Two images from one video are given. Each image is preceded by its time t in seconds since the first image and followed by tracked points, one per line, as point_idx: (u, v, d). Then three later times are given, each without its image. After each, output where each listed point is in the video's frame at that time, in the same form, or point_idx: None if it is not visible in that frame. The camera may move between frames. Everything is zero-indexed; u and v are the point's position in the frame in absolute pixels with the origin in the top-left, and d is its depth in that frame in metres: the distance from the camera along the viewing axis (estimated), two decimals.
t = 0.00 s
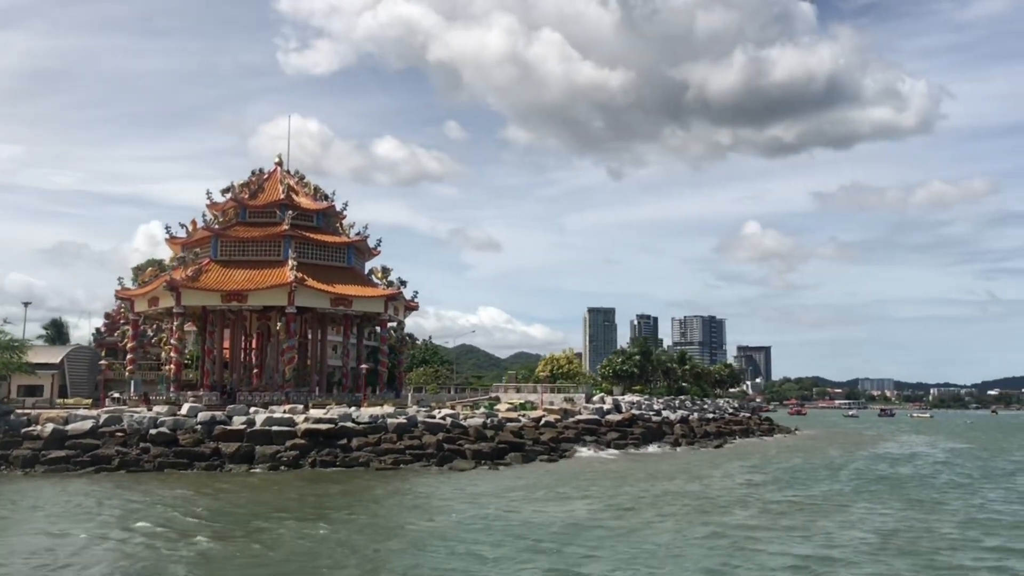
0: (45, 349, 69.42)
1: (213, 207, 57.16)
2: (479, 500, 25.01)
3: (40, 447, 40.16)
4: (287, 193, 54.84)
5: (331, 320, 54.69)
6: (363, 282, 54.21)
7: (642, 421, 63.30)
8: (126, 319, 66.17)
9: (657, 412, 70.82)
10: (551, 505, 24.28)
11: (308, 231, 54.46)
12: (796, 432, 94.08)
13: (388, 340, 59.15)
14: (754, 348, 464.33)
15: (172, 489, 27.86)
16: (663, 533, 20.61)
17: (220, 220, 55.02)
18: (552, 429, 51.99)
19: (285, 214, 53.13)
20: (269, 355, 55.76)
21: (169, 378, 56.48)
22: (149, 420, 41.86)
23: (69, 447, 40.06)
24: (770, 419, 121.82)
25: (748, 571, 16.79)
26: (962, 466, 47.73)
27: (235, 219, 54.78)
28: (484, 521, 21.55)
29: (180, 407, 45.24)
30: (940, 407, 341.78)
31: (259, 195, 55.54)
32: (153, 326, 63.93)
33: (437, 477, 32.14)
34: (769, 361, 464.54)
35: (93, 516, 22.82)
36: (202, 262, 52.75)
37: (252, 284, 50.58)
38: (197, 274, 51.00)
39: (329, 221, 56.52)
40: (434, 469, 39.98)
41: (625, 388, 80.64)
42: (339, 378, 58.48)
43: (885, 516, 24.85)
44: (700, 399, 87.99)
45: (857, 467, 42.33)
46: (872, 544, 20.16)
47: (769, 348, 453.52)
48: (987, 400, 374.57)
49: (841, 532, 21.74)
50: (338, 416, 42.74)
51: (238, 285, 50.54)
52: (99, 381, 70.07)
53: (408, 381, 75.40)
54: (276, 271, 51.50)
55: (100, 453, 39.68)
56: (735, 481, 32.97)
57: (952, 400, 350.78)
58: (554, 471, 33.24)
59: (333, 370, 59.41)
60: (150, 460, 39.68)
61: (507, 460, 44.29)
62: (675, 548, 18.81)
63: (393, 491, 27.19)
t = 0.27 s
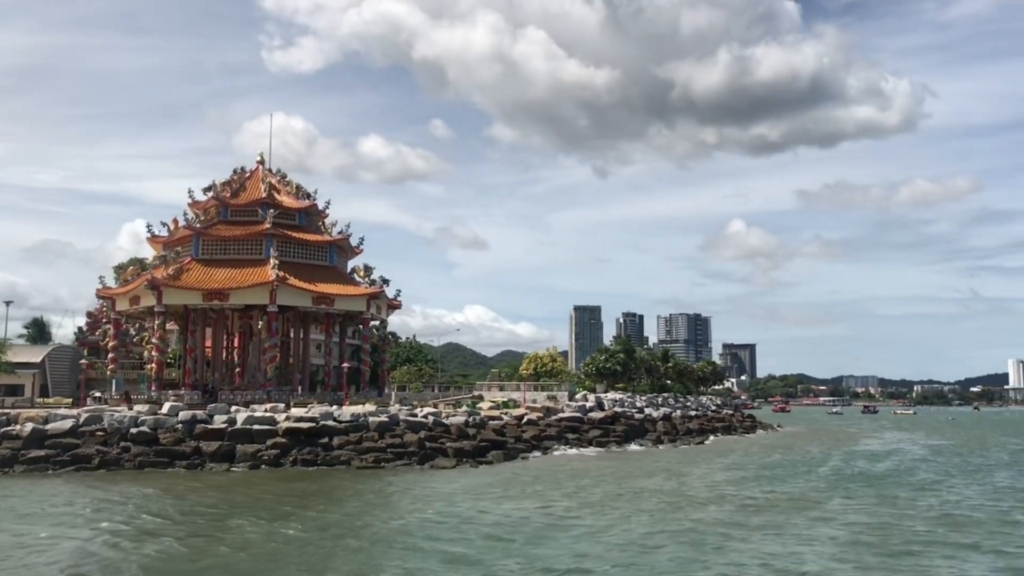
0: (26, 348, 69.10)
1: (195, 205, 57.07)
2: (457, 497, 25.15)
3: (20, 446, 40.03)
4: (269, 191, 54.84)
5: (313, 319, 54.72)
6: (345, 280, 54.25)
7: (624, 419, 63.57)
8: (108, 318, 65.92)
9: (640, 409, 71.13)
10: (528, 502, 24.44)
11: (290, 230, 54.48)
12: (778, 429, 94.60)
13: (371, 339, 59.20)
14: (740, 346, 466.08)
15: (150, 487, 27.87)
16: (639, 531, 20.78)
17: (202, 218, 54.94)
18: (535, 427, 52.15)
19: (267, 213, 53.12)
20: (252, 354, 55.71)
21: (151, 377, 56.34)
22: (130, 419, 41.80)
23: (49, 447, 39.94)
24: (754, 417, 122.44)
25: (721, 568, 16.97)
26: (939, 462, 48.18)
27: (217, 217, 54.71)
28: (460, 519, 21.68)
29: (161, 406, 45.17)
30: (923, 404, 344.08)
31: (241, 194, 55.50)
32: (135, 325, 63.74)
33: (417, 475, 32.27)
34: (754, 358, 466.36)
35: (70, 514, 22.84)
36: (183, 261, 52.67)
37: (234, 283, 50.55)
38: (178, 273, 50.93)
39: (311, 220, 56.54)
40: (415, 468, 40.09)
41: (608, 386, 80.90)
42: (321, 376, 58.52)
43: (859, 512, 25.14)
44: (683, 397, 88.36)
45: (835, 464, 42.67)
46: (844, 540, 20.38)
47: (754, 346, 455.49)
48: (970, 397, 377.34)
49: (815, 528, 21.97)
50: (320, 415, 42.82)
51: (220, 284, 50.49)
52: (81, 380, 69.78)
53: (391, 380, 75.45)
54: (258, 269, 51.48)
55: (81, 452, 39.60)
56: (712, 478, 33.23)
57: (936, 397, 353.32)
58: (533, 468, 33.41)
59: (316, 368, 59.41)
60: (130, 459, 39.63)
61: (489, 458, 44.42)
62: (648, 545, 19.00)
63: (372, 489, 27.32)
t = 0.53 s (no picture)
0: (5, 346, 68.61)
1: (175, 202, 56.84)
2: (435, 493, 25.21)
3: None
4: (249, 188, 54.69)
5: (294, 315, 54.65)
6: (326, 277, 54.19)
7: (606, 414, 63.80)
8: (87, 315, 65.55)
9: (621, 405, 71.39)
10: (505, 498, 24.53)
11: (271, 227, 54.38)
12: (759, 424, 95.12)
13: (352, 335, 59.16)
14: (724, 341, 467.73)
15: (127, 485, 27.76)
16: (614, 526, 20.88)
17: (182, 216, 54.72)
18: (516, 423, 52.23)
19: (247, 210, 52.99)
20: (232, 351, 55.55)
21: (131, 375, 56.06)
22: (109, 417, 41.63)
23: (27, 445, 39.71)
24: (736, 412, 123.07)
25: (692, 562, 17.07)
26: (917, 456, 48.60)
27: (196, 215, 54.52)
28: (435, 515, 21.76)
29: (141, 404, 45.00)
30: (905, 398, 346.48)
31: (221, 191, 55.34)
32: (115, 323, 63.39)
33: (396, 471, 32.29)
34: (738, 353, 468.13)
35: (44, 513, 22.73)
36: (163, 258, 52.49)
37: (214, 280, 50.40)
38: (158, 271, 50.74)
39: (291, 217, 56.47)
40: (396, 464, 40.11)
41: (590, 382, 81.12)
42: (302, 373, 58.45)
43: (833, 507, 25.33)
44: (664, 392, 88.77)
45: (812, 458, 43.02)
46: (818, 534, 20.53)
47: (738, 341, 457.16)
48: (951, 391, 380.21)
49: (788, 523, 22.13)
50: (300, 412, 42.83)
51: (199, 281, 50.35)
52: (61, 378, 69.34)
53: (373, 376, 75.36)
54: (238, 267, 51.36)
55: (59, 450, 39.41)
56: (690, 473, 33.43)
57: (918, 392, 356.28)
58: (512, 463, 33.52)
59: (297, 366, 59.33)
60: (109, 457, 39.47)
61: (470, 454, 44.46)
62: (622, 540, 19.12)
63: (349, 485, 27.31)
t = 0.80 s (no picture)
0: None
1: (154, 197, 56.63)
2: (412, 486, 25.25)
3: None
4: (229, 182, 54.54)
5: (275, 310, 54.54)
6: (306, 272, 54.11)
7: (588, 407, 64.01)
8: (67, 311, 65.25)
9: (604, 398, 71.63)
10: (481, 491, 24.60)
11: (250, 221, 54.26)
12: (742, 416, 95.58)
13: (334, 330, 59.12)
14: (708, 334, 469.31)
15: (103, 480, 27.72)
16: (588, 517, 20.96)
17: (161, 211, 54.53)
18: (498, 416, 52.31)
19: (226, 205, 52.85)
20: (213, 347, 55.44)
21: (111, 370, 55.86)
22: (88, 413, 41.51)
23: (5, 442, 39.55)
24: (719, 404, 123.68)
25: (662, 551, 17.15)
26: (895, 447, 48.98)
27: (176, 210, 54.34)
28: (410, 508, 21.84)
29: (120, 400, 44.87)
30: (888, 390, 348.77)
31: (201, 186, 55.17)
32: (95, 318, 63.13)
33: (374, 465, 32.34)
34: (723, 346, 470.03)
35: (18, 508, 22.69)
36: (142, 254, 52.28)
37: (193, 275, 50.27)
38: (137, 266, 50.58)
39: (271, 212, 56.35)
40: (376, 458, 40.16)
41: (573, 376, 81.34)
42: (284, 369, 58.39)
43: (807, 497, 25.55)
44: (647, 385, 89.12)
45: (791, 449, 43.39)
46: (790, 524, 20.65)
47: (722, 334, 458.80)
48: (934, 383, 382.90)
49: (762, 513, 22.23)
50: (280, 407, 42.83)
51: (179, 277, 50.18)
52: (41, 374, 69.01)
53: (356, 371, 75.35)
54: (218, 262, 51.24)
55: (37, 447, 39.27)
56: (668, 464, 33.58)
57: (900, 384, 358.80)
58: (491, 456, 33.58)
59: (278, 361, 59.26)
60: (88, 453, 39.35)
61: (451, 448, 44.51)
62: (594, 530, 19.25)
63: (326, 479, 27.38)
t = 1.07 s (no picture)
0: None
1: (133, 189, 56.32)
2: (388, 477, 25.32)
3: None
4: (208, 174, 54.29)
5: (255, 302, 54.42)
6: (286, 264, 53.96)
7: (570, 398, 64.20)
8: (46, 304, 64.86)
9: (586, 388, 71.86)
10: (458, 480, 24.69)
11: (230, 213, 54.04)
12: (724, 406, 96.08)
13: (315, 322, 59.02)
14: (692, 325, 470.90)
15: (79, 473, 27.63)
16: (563, 506, 21.05)
17: (139, 203, 54.24)
18: (479, 407, 52.38)
19: (205, 196, 52.61)
20: (193, 339, 55.26)
21: (90, 363, 55.60)
22: (66, 406, 41.32)
23: None
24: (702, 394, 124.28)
25: (633, 538, 17.28)
26: (873, 434, 49.42)
27: (154, 201, 54.06)
28: (385, 499, 21.86)
29: (99, 393, 44.68)
30: (871, 379, 350.80)
31: (179, 177, 54.90)
32: (74, 311, 62.79)
33: (353, 456, 32.36)
34: (707, 335, 471.90)
35: None
36: (121, 246, 52.00)
37: (172, 268, 50.05)
38: (115, 259, 50.32)
39: (251, 203, 56.14)
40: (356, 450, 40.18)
41: (555, 366, 81.53)
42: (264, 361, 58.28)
43: (782, 486, 25.73)
44: (630, 375, 89.48)
45: (769, 437, 43.70)
46: (763, 513, 20.79)
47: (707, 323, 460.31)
48: (915, 371, 385.84)
49: (735, 502, 22.37)
50: (259, 399, 42.79)
51: (158, 269, 49.98)
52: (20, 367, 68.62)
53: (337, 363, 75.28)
54: (197, 254, 51.03)
55: (15, 440, 39.06)
56: (646, 454, 33.76)
57: (882, 373, 361.30)
58: (470, 447, 33.66)
59: (259, 353, 59.12)
60: (66, 446, 39.18)
61: (432, 439, 44.54)
62: (568, 519, 19.33)
63: (303, 470, 27.38)
